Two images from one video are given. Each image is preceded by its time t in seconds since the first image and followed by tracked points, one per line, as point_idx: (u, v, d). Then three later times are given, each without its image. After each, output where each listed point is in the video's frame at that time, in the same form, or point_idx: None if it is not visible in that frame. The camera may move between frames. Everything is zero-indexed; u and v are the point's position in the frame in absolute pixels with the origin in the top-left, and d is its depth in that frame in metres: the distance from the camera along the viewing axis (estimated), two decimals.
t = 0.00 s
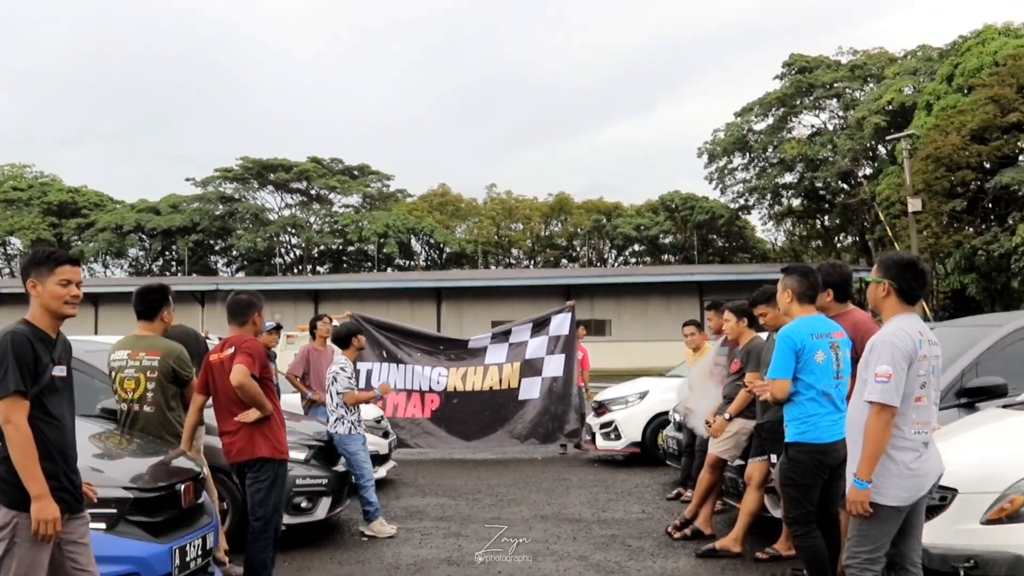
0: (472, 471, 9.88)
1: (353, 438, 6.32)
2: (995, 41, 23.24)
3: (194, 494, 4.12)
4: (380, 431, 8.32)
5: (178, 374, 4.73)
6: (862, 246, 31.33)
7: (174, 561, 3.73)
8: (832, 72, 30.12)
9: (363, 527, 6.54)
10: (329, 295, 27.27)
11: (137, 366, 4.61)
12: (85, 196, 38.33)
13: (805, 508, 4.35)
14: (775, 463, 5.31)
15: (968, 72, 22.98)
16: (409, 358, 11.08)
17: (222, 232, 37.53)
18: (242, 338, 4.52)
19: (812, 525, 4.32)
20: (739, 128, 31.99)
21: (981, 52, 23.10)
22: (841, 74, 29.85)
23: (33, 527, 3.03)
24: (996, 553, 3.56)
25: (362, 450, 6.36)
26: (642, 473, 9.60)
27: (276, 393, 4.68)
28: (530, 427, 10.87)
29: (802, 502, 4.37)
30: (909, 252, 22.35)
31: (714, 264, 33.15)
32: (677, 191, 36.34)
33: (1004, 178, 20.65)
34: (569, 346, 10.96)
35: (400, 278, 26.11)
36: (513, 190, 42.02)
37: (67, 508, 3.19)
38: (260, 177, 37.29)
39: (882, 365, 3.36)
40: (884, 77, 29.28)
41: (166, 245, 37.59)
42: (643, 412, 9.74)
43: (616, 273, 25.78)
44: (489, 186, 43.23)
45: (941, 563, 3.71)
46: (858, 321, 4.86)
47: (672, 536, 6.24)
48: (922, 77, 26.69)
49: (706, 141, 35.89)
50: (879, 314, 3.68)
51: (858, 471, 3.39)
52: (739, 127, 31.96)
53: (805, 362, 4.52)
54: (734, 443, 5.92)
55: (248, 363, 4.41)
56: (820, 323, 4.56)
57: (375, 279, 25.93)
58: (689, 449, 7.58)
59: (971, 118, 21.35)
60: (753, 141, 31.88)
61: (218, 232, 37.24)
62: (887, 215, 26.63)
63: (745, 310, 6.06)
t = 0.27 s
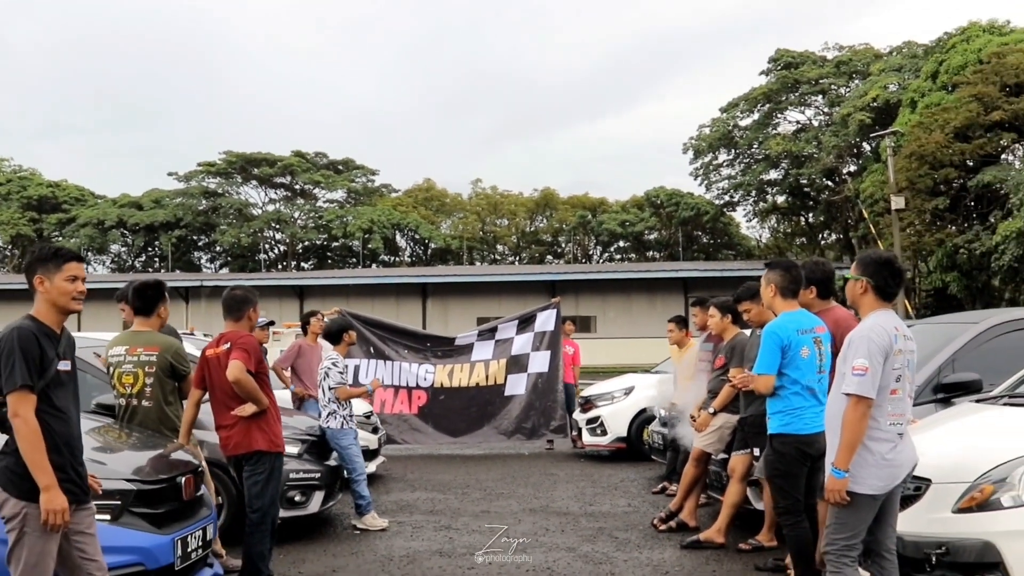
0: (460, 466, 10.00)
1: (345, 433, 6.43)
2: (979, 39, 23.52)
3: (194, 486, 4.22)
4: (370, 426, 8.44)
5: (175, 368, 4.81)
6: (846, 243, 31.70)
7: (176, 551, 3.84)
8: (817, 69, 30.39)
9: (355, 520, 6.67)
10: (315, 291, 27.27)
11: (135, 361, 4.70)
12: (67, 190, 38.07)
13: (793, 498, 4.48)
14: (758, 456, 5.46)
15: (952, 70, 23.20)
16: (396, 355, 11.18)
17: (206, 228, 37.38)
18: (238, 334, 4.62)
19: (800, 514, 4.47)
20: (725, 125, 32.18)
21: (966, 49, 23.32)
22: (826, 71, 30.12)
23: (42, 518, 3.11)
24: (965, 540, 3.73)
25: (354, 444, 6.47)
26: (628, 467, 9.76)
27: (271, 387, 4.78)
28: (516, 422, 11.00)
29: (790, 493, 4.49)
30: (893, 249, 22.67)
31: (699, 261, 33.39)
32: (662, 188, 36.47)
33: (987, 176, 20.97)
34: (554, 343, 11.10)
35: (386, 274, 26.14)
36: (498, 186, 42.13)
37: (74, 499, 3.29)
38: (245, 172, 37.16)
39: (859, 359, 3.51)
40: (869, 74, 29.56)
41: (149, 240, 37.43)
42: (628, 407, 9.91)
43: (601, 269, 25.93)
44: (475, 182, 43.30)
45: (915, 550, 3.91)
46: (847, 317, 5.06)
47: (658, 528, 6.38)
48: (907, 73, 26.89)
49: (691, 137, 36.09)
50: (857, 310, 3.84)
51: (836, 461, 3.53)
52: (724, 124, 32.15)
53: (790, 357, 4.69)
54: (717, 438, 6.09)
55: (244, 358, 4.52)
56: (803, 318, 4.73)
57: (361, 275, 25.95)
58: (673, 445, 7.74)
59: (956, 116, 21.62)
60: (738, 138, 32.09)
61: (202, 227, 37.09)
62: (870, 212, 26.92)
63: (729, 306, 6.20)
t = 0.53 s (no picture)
0: (453, 465, 10.09)
1: (341, 432, 6.51)
2: (967, 40, 23.68)
3: (194, 484, 4.31)
4: (365, 426, 8.53)
5: (175, 368, 4.89)
6: (837, 242, 31.91)
7: (177, 548, 3.92)
8: (808, 70, 30.55)
9: (350, 519, 6.74)
10: (307, 289, 27.31)
11: (135, 361, 4.78)
12: (59, 188, 38.01)
13: (787, 496, 4.51)
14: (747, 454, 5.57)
15: (941, 71, 23.33)
16: (390, 355, 11.28)
17: (199, 226, 37.37)
18: (237, 334, 4.70)
19: (795, 511, 4.49)
20: (716, 124, 32.31)
21: (954, 50, 23.46)
22: (817, 72, 30.28)
23: (47, 514, 3.19)
24: (946, 536, 3.84)
25: (350, 443, 6.55)
26: (620, 467, 9.86)
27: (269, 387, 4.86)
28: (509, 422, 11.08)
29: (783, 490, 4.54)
30: (883, 248, 22.85)
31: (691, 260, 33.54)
32: (654, 187, 36.56)
33: (975, 176, 21.14)
34: (547, 342, 11.18)
35: (379, 273, 26.20)
36: (491, 185, 42.21)
37: (78, 496, 3.36)
38: (238, 170, 37.15)
39: (842, 359, 3.62)
40: (859, 75, 29.73)
41: (142, 238, 37.40)
42: (620, 407, 10.02)
43: (594, 268, 26.04)
44: (467, 180, 43.36)
45: (897, 546, 4.03)
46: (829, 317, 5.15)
47: (649, 526, 6.48)
48: (896, 74, 27.07)
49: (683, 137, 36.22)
50: (840, 312, 3.95)
51: (819, 460, 3.65)
52: (716, 123, 32.29)
53: (780, 359, 4.81)
54: (708, 436, 6.20)
55: (243, 358, 4.60)
56: (790, 318, 4.84)
57: (354, 274, 26.00)
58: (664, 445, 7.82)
59: (943, 116, 21.75)
60: (730, 137, 32.24)
61: (195, 225, 37.08)
62: (861, 212, 27.08)
63: (718, 306, 6.31)
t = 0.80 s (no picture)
0: (453, 465, 10.20)
1: (342, 432, 6.62)
2: (965, 43, 23.78)
3: (200, 482, 4.42)
4: (366, 426, 8.64)
5: (181, 369, 5.00)
6: (837, 244, 32.01)
7: (183, 543, 4.03)
8: (808, 73, 30.66)
9: (352, 517, 6.86)
10: (309, 291, 27.43)
11: (142, 362, 4.89)
12: (61, 191, 38.16)
13: (782, 496, 4.48)
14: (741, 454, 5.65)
15: (940, 74, 23.44)
16: (391, 356, 11.40)
17: (200, 229, 37.51)
18: (242, 336, 4.81)
19: (790, 511, 4.46)
20: (715, 127, 32.43)
21: (952, 54, 23.57)
22: (816, 75, 30.38)
23: (58, 509, 3.29)
24: (932, 532, 3.94)
25: (351, 443, 6.66)
26: (618, 467, 9.97)
27: (273, 387, 4.97)
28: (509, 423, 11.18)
29: (778, 490, 4.50)
30: (882, 249, 22.94)
31: (692, 262, 33.64)
32: (654, 190, 36.65)
33: (974, 178, 21.23)
34: (547, 344, 11.30)
35: (379, 275, 26.32)
36: (492, 187, 42.35)
37: (88, 492, 3.46)
38: (239, 173, 37.30)
39: (828, 361, 3.74)
40: (858, 78, 29.84)
41: (144, 241, 37.55)
42: (618, 407, 10.12)
43: (593, 271, 26.15)
44: (467, 183, 43.50)
45: (885, 541, 4.15)
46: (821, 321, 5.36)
47: (645, 524, 6.59)
48: (895, 77, 27.20)
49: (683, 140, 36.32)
50: (828, 314, 4.06)
51: (807, 457, 3.77)
52: (716, 126, 32.39)
53: (778, 364, 4.80)
54: (703, 436, 6.31)
55: (248, 359, 4.71)
56: (787, 323, 4.86)
57: (354, 276, 26.12)
58: (662, 445, 7.93)
59: (943, 119, 21.85)
60: (729, 140, 32.36)
61: (196, 228, 37.21)
62: (860, 214, 27.18)
63: (714, 309, 6.43)
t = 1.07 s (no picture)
0: (457, 464, 10.33)
1: (348, 430, 6.75)
2: (972, 44, 23.78)
3: (211, 478, 4.56)
4: (371, 425, 8.77)
5: (191, 368, 5.13)
6: (842, 245, 32.04)
7: (195, 537, 4.17)
8: (813, 73, 30.68)
9: (358, 514, 6.99)
10: (314, 292, 27.60)
11: (153, 361, 5.03)
12: (69, 191, 38.38)
13: (776, 494, 4.60)
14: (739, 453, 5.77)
15: (946, 76, 23.46)
16: (396, 355, 11.55)
17: (207, 229, 37.71)
18: (252, 336, 4.95)
19: (783, 508, 4.58)
20: (721, 128, 32.49)
21: (959, 55, 23.59)
22: (822, 75, 30.41)
23: (76, 502, 3.42)
24: (921, 529, 4.06)
25: (357, 441, 6.79)
26: (620, 467, 10.09)
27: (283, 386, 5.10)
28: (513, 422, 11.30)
29: (772, 488, 4.62)
30: (888, 251, 22.99)
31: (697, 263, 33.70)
32: (660, 190, 36.69)
33: (979, 180, 21.26)
34: (551, 344, 11.44)
35: (384, 275, 26.47)
36: (497, 188, 42.47)
37: (104, 486, 3.58)
38: (246, 173, 37.48)
39: (820, 361, 3.86)
40: (864, 79, 29.87)
41: (151, 241, 37.78)
42: (622, 408, 10.23)
43: (598, 271, 26.25)
44: (473, 183, 43.63)
45: (875, 538, 4.26)
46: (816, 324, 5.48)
47: (644, 523, 6.71)
48: (901, 78, 27.22)
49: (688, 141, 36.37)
50: (822, 317, 4.18)
51: (799, 456, 3.89)
52: (721, 127, 32.45)
53: (779, 367, 4.85)
54: (703, 435, 6.44)
55: (257, 358, 4.84)
56: (787, 326, 4.91)
57: (360, 276, 26.26)
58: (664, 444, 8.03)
59: (948, 121, 21.89)
60: (735, 141, 32.42)
61: (203, 228, 37.42)
62: (866, 216, 27.20)
63: (714, 311, 6.56)
